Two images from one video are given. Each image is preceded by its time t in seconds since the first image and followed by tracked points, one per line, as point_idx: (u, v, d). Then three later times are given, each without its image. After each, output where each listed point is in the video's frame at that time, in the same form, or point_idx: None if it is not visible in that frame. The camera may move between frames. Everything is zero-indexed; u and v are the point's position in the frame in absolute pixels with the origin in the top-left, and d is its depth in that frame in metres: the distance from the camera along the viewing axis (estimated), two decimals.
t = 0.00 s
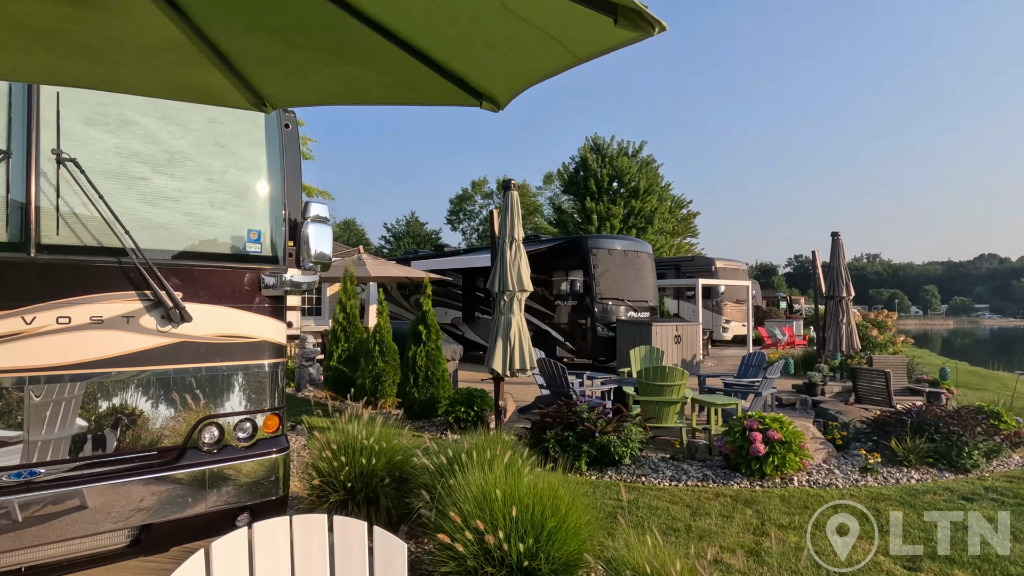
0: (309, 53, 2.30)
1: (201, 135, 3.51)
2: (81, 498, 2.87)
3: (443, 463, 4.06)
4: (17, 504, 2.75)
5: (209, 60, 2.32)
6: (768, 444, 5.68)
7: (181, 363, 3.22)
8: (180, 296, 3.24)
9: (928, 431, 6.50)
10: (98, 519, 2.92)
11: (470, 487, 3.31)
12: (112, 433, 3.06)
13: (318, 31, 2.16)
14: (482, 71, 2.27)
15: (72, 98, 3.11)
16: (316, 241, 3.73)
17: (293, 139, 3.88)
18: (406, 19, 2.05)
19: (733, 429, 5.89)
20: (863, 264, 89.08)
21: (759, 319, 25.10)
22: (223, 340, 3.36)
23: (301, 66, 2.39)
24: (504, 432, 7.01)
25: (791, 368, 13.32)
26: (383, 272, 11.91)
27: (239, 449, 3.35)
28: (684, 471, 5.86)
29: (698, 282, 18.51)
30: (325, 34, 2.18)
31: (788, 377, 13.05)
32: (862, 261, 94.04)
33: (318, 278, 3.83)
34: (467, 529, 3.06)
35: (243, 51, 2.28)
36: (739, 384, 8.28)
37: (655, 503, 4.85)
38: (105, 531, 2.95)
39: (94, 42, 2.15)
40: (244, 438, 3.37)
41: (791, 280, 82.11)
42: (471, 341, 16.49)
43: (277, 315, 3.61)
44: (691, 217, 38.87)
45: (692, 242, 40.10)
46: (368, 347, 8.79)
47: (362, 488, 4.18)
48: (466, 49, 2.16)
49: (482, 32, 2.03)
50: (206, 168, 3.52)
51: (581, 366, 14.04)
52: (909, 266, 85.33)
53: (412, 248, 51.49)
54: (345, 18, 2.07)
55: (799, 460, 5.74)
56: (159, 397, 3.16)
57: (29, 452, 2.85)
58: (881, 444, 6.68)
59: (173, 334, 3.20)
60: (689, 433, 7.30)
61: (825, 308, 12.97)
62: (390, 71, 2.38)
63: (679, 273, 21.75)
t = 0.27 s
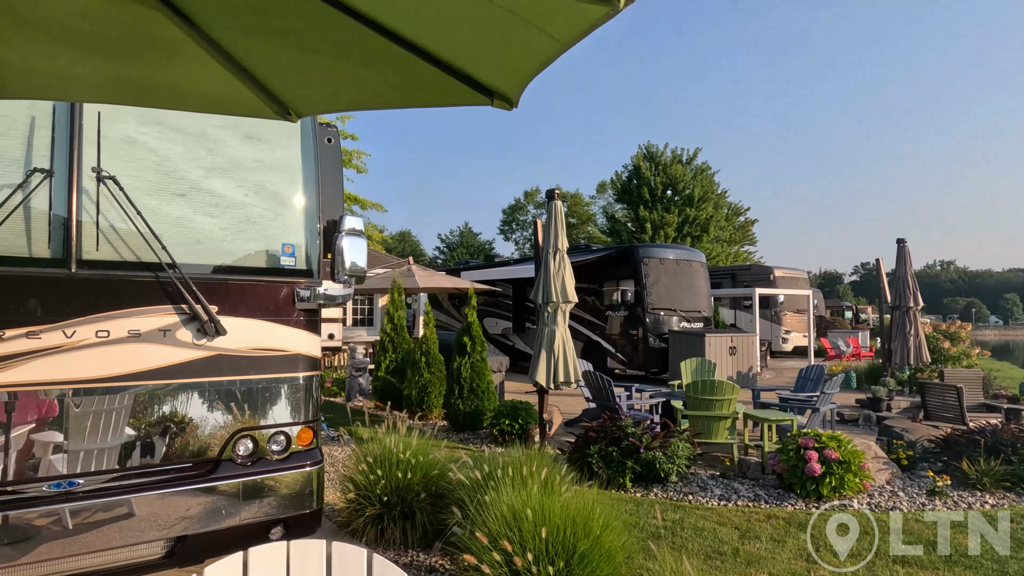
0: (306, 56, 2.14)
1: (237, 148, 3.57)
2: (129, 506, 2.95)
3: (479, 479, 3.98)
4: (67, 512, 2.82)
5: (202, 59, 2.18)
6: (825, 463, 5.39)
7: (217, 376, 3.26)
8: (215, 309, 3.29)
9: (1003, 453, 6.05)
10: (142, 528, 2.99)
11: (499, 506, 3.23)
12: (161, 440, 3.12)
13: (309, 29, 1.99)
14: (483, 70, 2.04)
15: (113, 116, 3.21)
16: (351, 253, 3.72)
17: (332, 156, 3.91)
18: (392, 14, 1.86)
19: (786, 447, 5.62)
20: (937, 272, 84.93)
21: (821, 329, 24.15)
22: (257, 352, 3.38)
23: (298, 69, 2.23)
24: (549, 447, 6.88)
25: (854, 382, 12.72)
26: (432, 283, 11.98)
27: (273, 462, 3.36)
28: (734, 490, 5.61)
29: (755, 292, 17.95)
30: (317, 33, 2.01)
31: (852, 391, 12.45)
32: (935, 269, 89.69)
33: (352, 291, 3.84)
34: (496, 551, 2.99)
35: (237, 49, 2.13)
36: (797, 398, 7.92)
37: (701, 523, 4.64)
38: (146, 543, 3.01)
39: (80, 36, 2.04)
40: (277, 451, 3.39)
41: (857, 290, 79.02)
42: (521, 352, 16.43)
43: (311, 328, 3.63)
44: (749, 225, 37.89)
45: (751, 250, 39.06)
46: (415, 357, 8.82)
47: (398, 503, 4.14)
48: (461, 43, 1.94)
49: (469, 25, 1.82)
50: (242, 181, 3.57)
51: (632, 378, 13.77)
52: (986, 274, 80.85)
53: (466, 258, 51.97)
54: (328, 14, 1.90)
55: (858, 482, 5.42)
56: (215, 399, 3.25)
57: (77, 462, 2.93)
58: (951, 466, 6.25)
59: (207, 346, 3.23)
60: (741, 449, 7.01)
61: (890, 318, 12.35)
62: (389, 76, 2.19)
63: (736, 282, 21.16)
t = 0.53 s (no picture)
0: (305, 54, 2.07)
1: (273, 161, 3.59)
2: (172, 513, 2.97)
3: (515, 492, 3.89)
4: (114, 518, 2.87)
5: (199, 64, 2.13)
6: (885, 482, 5.08)
7: (252, 386, 3.26)
8: (249, 319, 3.30)
9: None
10: (184, 535, 3.01)
11: (536, 517, 3.20)
12: (206, 446, 3.14)
13: (303, 23, 1.92)
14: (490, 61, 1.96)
15: (151, 131, 3.26)
16: (385, 263, 3.71)
17: (373, 165, 4.29)
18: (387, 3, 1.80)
19: (842, 464, 5.34)
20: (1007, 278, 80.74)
21: (881, 338, 23.18)
22: (292, 362, 3.38)
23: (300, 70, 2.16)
24: (592, 460, 6.73)
25: (917, 394, 12.12)
26: (476, 292, 11.97)
27: (307, 473, 3.34)
28: (785, 508, 5.36)
29: (810, 300, 17.35)
30: (311, 26, 1.93)
31: (914, 404, 11.85)
32: (1006, 275, 85.28)
33: (387, 301, 3.80)
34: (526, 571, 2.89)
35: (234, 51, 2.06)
36: (854, 412, 7.55)
37: (747, 543, 4.43)
38: (186, 551, 3.02)
39: (73, 44, 2.00)
40: (311, 462, 3.36)
41: (921, 297, 75.80)
42: (567, 361, 16.27)
43: (346, 338, 3.61)
44: (803, 231, 36.82)
45: (806, 256, 37.89)
46: (458, 367, 8.78)
47: (434, 515, 4.09)
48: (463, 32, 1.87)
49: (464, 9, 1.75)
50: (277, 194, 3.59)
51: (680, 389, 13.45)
52: None
53: (513, 267, 52.07)
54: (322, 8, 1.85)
55: (924, 502, 5.07)
56: (264, 407, 3.28)
57: (122, 469, 2.97)
58: None
59: (242, 356, 3.25)
60: (794, 465, 6.71)
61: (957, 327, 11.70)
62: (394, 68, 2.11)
63: (789, 290, 20.51)
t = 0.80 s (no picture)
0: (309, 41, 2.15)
1: (318, 165, 3.60)
2: (224, 516, 2.98)
3: (561, 503, 3.77)
4: (169, 520, 2.90)
5: (214, 56, 2.25)
6: (964, 499, 4.72)
7: (296, 391, 3.25)
8: (293, 324, 3.30)
9: None
10: (235, 538, 3.02)
11: (584, 529, 3.10)
12: (257, 449, 3.14)
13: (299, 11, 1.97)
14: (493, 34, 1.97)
15: (199, 136, 3.31)
16: (429, 267, 3.67)
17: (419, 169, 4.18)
18: None
19: (915, 479, 4.98)
20: None
21: (956, 345, 21.96)
22: (337, 368, 3.36)
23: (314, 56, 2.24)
24: (645, 469, 6.53)
25: (998, 405, 11.35)
26: (527, 297, 11.88)
27: (351, 479, 3.30)
28: (852, 525, 5.07)
29: (877, 304, 16.57)
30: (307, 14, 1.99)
31: (994, 415, 11.11)
32: None
33: (431, 307, 3.74)
34: None
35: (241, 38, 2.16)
36: (928, 424, 7.09)
37: (810, 561, 4.18)
38: (236, 555, 3.03)
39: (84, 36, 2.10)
40: (354, 469, 3.32)
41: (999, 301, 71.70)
42: (621, 368, 15.99)
43: (390, 344, 3.57)
44: (869, 232, 35.36)
45: (872, 259, 36.36)
46: (508, 373, 8.71)
47: (479, 525, 4.01)
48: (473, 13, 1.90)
49: None
50: (323, 198, 3.59)
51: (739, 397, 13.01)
52: None
53: (566, 272, 51.81)
54: None
55: (1008, 521, 4.69)
56: (316, 412, 3.26)
57: (173, 472, 2.98)
58: None
59: (287, 362, 3.24)
60: (862, 479, 6.33)
61: None
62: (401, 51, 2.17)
63: (855, 294, 19.66)
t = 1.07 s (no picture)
0: (321, 71, 2.21)
1: (366, 178, 3.59)
2: (283, 524, 2.99)
3: (618, 521, 3.62)
4: (230, 527, 2.92)
5: (224, 84, 2.33)
6: None
7: (347, 403, 3.23)
8: (343, 336, 3.29)
9: None
10: (293, 546, 3.01)
11: (640, 551, 3.01)
12: (316, 456, 3.14)
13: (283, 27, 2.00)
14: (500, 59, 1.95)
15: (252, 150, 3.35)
16: (480, 277, 3.59)
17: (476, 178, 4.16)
18: None
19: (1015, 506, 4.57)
20: None
21: None
22: (387, 379, 3.33)
23: (320, 84, 2.28)
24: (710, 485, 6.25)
25: None
26: (589, 305, 11.70)
27: (402, 493, 3.25)
28: (941, 552, 4.75)
29: (967, 311, 15.50)
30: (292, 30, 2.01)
31: None
32: None
33: (483, 317, 3.66)
34: None
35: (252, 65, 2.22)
36: None
37: None
38: (293, 564, 3.02)
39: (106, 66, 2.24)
40: (405, 482, 3.27)
41: None
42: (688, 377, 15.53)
43: (440, 355, 3.51)
44: (957, 235, 33.35)
45: (960, 263, 34.25)
46: (569, 383, 8.56)
47: (533, 541, 3.90)
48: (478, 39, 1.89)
49: None
50: (372, 210, 3.58)
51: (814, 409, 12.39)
52: None
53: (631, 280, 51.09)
54: None
55: None
56: (375, 421, 3.26)
57: (235, 480, 3.01)
58: None
59: (337, 373, 3.24)
60: (952, 502, 5.85)
61: None
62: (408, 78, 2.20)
63: (942, 300, 18.48)
